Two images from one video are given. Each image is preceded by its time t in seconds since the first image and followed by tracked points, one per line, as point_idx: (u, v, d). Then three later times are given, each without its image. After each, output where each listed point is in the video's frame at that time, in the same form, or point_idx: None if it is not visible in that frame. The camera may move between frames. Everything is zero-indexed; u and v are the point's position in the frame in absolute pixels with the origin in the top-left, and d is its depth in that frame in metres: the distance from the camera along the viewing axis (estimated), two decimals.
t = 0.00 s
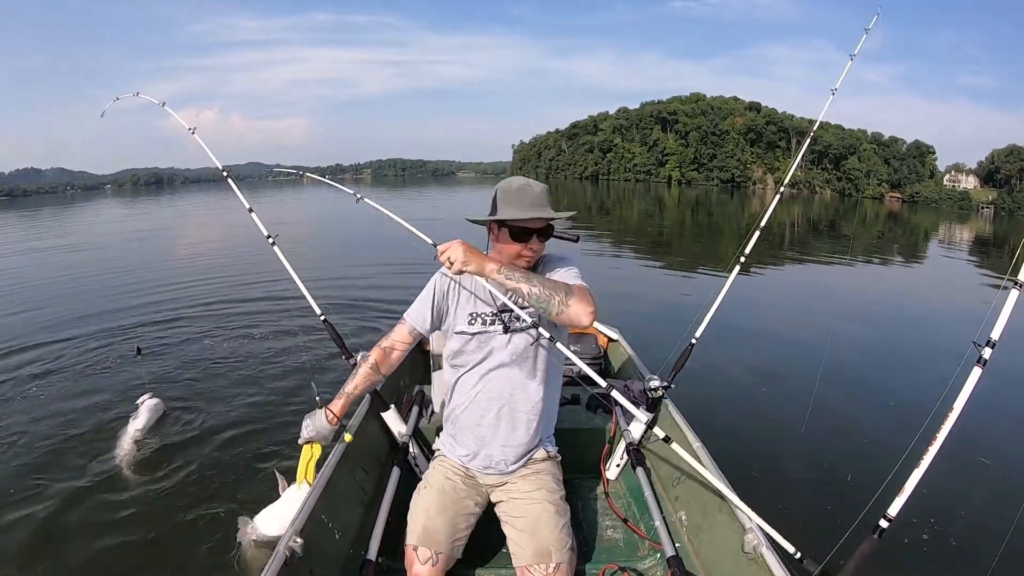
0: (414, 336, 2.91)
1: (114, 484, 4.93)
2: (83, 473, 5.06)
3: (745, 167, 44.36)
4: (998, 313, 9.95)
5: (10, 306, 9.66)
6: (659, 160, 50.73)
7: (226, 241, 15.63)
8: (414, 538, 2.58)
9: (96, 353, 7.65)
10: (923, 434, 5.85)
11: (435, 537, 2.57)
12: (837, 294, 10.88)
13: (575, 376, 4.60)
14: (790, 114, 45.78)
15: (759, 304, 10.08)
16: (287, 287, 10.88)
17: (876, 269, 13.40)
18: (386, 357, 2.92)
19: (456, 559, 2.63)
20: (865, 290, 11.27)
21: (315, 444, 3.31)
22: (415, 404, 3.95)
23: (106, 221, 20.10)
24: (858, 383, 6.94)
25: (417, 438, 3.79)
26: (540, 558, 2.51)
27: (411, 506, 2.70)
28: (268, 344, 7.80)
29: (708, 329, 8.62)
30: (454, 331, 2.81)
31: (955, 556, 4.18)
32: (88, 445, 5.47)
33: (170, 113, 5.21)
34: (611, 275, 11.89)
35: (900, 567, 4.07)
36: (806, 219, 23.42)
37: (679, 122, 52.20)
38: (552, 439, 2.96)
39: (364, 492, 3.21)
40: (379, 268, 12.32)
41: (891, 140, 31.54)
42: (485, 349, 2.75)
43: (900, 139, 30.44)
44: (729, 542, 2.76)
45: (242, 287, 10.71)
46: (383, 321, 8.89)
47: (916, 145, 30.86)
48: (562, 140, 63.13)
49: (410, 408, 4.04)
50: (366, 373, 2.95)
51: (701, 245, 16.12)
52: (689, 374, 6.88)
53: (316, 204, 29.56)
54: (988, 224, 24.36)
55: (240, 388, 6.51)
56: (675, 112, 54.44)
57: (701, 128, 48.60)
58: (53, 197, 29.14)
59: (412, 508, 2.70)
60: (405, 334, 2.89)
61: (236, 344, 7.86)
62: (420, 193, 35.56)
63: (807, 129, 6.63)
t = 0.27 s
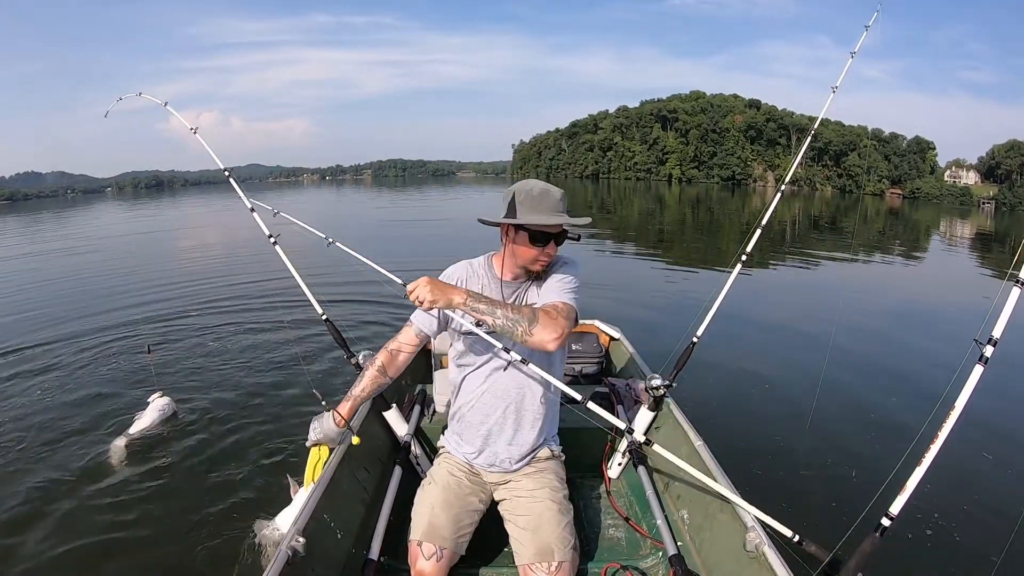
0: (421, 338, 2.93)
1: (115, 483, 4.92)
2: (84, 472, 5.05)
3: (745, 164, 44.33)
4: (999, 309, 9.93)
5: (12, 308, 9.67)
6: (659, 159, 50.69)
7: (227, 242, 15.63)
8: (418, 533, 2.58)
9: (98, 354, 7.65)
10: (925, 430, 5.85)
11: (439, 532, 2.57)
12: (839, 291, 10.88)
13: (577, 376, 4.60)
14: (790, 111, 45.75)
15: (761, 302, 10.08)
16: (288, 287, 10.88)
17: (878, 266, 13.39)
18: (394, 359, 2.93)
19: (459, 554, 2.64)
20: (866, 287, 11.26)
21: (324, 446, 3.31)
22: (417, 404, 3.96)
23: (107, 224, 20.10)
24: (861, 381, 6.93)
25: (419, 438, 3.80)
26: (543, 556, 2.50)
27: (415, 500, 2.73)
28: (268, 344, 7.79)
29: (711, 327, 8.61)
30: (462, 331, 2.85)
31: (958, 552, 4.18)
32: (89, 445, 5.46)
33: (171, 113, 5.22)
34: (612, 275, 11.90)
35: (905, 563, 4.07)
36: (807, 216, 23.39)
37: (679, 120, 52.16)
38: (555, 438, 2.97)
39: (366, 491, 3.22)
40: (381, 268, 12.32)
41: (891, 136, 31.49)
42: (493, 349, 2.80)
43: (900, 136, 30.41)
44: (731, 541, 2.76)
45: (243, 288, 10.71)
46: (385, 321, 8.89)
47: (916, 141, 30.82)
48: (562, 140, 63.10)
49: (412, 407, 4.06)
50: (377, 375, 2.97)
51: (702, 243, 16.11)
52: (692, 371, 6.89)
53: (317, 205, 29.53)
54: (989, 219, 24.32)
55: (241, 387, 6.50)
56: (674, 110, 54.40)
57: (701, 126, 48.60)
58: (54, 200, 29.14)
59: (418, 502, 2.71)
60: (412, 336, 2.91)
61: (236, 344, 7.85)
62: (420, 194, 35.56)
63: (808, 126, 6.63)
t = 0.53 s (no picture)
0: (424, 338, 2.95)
1: (118, 483, 4.92)
2: (86, 473, 5.05)
3: (745, 163, 44.31)
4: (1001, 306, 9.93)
5: (13, 311, 9.67)
6: (659, 158, 50.68)
7: (228, 244, 15.64)
8: (417, 527, 2.63)
9: (101, 355, 7.65)
10: (927, 427, 5.85)
11: (438, 526, 2.62)
12: (840, 289, 10.88)
13: (580, 374, 4.61)
14: (789, 110, 45.75)
15: (762, 300, 10.08)
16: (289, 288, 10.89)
17: (879, 264, 13.39)
18: (398, 358, 2.92)
19: (459, 551, 2.67)
20: (867, 285, 11.26)
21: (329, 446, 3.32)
22: (419, 405, 3.97)
23: (107, 226, 20.10)
24: (863, 378, 6.94)
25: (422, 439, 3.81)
26: (545, 555, 2.50)
27: (416, 496, 2.76)
28: (270, 345, 7.79)
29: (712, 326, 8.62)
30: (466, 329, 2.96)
31: (962, 549, 4.18)
32: (91, 445, 5.46)
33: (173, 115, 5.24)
34: (613, 274, 11.90)
35: (908, 560, 4.07)
36: (807, 214, 23.38)
37: (678, 119, 52.15)
38: (558, 438, 2.98)
39: (369, 492, 3.22)
40: (382, 269, 12.33)
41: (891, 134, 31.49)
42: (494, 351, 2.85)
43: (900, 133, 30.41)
44: (734, 539, 2.76)
45: (245, 289, 10.72)
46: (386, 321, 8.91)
47: (916, 138, 30.82)
48: (562, 139, 63.09)
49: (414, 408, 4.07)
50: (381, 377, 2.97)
51: (702, 241, 16.12)
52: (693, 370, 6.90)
53: (316, 206, 29.51)
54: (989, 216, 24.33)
55: (243, 388, 6.50)
56: (674, 108, 54.40)
57: (700, 124, 48.60)
58: (54, 203, 29.13)
59: (419, 497, 2.76)
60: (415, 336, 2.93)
61: (238, 345, 7.86)
62: (420, 194, 35.55)
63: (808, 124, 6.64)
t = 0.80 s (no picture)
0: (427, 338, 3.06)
1: (118, 484, 4.91)
2: (86, 474, 5.05)
3: (745, 162, 44.31)
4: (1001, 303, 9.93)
5: (14, 313, 9.66)
6: (659, 157, 50.67)
7: (228, 245, 15.63)
8: (421, 520, 2.67)
9: (101, 356, 7.64)
10: (929, 425, 5.86)
11: (441, 521, 2.65)
12: (840, 287, 10.89)
13: (582, 373, 4.61)
14: (788, 108, 45.76)
15: (762, 299, 10.08)
16: (290, 289, 10.88)
17: (879, 262, 13.40)
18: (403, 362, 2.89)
19: (461, 546, 2.69)
20: (867, 283, 11.27)
21: (332, 447, 3.34)
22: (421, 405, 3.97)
23: (107, 228, 20.09)
24: (863, 376, 6.94)
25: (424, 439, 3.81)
26: (547, 554, 2.50)
27: (420, 489, 2.80)
28: (270, 345, 7.79)
29: (713, 325, 8.62)
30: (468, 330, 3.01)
31: (963, 546, 4.19)
32: (91, 445, 5.46)
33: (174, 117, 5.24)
34: (613, 274, 11.90)
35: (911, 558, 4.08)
36: (807, 212, 23.39)
37: (678, 118, 52.16)
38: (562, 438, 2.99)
39: (371, 493, 3.22)
40: (382, 269, 12.33)
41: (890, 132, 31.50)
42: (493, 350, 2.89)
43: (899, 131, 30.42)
44: (737, 538, 2.76)
45: (245, 290, 10.72)
46: (387, 321, 8.91)
47: (915, 136, 30.83)
48: (561, 139, 63.07)
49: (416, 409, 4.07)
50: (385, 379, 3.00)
51: (702, 240, 16.12)
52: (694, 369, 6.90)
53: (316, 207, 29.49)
54: (989, 214, 24.35)
55: (244, 388, 6.49)
56: (673, 108, 54.40)
57: (699, 124, 48.62)
58: (53, 205, 29.10)
59: (422, 491, 2.79)
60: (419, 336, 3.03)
61: (238, 345, 7.85)
62: (420, 194, 35.53)
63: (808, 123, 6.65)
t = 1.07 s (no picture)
0: (431, 340, 3.09)
1: (119, 484, 4.91)
2: (87, 474, 5.05)
3: (744, 161, 44.30)
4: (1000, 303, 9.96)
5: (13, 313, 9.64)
6: (657, 156, 50.64)
7: (227, 245, 15.61)
8: (421, 516, 2.69)
9: (101, 357, 7.63)
10: (929, 425, 5.87)
11: (441, 516, 2.66)
12: (840, 287, 10.90)
13: (582, 373, 4.61)
14: (787, 108, 45.78)
15: (762, 298, 10.09)
16: (289, 289, 10.86)
17: (878, 261, 13.40)
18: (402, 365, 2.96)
19: (461, 543, 2.71)
20: (867, 283, 11.28)
21: (333, 447, 3.34)
22: (422, 406, 3.98)
23: (105, 228, 20.06)
24: (863, 376, 6.95)
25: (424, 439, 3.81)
26: (548, 554, 2.50)
27: (422, 487, 2.81)
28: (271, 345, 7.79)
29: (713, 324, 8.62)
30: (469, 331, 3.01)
31: (964, 546, 4.20)
32: (91, 445, 5.45)
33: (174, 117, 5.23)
34: (613, 273, 11.90)
35: (911, 558, 4.08)
36: (806, 212, 23.39)
37: (676, 118, 52.16)
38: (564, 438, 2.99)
39: (372, 493, 3.22)
40: (382, 270, 12.32)
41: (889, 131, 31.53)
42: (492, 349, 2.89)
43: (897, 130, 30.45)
44: (738, 538, 2.76)
45: (244, 291, 10.71)
46: (387, 321, 8.90)
47: (914, 135, 30.85)
48: (560, 139, 63.05)
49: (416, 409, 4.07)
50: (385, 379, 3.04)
51: (701, 240, 16.11)
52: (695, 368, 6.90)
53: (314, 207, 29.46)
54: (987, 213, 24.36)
55: (244, 388, 6.49)
56: (671, 107, 54.40)
57: (698, 123, 48.62)
58: (52, 206, 29.06)
59: (423, 488, 2.81)
60: (423, 338, 3.07)
61: (239, 346, 7.85)
62: (418, 194, 35.49)
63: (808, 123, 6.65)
